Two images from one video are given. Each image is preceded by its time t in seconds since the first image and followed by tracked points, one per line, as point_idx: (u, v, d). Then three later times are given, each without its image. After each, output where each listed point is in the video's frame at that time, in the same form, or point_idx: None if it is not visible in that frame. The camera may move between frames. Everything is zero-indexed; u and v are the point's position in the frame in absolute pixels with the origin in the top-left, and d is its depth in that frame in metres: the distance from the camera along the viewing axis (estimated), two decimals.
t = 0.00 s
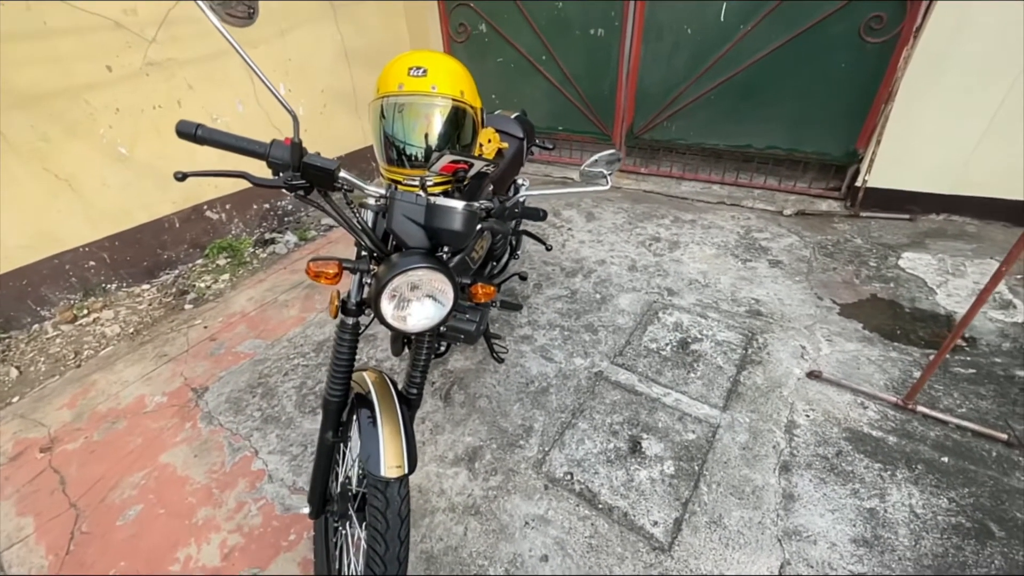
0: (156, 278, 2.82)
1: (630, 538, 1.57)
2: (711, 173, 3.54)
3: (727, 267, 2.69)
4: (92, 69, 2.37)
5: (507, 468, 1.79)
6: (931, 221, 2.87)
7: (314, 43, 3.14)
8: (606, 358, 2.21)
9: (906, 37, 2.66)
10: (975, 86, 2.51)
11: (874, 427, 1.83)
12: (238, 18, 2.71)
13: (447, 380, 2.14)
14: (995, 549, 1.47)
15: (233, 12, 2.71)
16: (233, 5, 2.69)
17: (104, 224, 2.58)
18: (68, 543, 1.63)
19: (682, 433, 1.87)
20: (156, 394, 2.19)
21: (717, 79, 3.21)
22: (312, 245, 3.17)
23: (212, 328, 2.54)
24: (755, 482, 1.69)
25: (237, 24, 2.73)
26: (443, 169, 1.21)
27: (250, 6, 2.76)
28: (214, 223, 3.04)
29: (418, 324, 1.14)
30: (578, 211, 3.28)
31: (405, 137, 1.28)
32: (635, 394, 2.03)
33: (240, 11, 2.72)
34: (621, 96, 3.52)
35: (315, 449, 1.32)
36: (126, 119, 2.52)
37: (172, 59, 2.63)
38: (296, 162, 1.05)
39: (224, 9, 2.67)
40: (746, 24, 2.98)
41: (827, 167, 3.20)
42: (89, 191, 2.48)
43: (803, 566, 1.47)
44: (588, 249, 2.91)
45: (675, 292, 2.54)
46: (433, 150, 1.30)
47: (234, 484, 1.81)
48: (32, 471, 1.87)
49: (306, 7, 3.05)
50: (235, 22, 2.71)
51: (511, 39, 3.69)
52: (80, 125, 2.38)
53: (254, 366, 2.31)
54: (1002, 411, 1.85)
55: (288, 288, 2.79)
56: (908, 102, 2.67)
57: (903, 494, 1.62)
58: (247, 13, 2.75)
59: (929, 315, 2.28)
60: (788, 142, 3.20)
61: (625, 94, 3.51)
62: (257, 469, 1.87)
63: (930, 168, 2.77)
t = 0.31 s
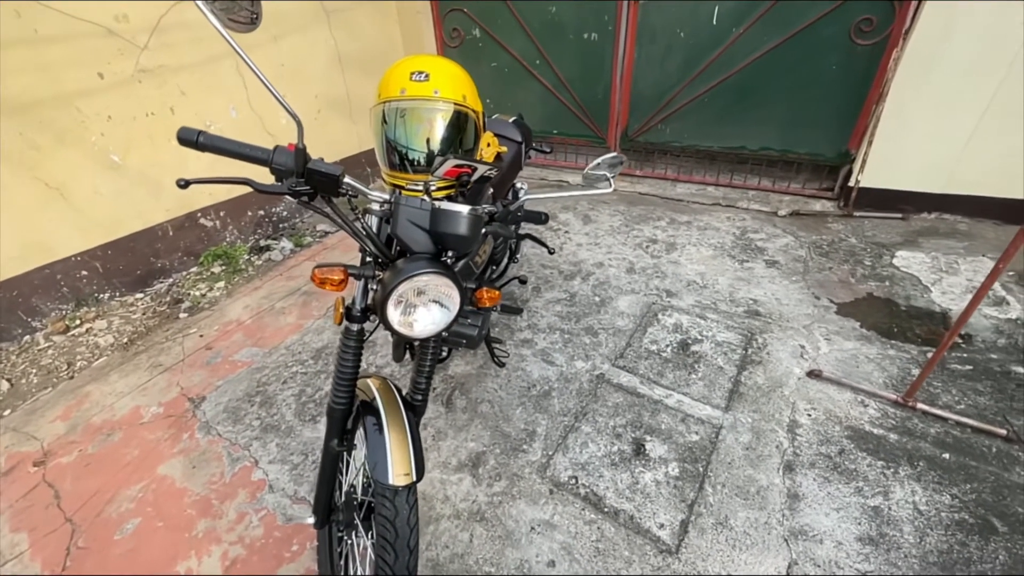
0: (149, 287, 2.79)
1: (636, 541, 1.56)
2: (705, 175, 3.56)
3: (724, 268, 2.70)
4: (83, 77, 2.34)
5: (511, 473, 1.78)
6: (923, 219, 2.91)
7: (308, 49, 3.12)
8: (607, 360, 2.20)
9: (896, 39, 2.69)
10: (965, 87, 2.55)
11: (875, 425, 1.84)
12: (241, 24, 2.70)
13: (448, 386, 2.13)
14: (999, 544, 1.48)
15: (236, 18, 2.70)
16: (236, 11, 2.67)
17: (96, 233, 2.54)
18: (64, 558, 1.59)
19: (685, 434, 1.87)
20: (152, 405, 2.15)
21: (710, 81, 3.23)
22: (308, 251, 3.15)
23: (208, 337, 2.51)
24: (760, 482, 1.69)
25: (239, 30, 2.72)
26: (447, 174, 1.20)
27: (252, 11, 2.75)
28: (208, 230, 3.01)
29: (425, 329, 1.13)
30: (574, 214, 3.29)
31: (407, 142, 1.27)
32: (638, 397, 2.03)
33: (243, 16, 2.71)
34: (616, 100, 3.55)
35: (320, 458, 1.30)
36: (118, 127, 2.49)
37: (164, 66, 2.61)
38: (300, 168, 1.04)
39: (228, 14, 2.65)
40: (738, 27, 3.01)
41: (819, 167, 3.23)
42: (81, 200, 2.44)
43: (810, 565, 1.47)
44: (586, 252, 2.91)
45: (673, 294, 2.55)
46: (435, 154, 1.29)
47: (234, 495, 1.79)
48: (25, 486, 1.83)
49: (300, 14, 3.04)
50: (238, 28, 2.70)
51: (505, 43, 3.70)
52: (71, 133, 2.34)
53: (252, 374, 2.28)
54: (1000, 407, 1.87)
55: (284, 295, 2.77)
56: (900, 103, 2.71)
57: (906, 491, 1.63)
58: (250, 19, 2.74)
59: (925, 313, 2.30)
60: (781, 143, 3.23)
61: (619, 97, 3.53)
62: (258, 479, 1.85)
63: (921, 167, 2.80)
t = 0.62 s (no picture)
0: (148, 288, 2.77)
1: (643, 541, 1.56)
2: (704, 174, 3.56)
3: (725, 267, 2.71)
4: (81, 77, 2.32)
5: (516, 474, 1.78)
6: (922, 218, 2.93)
7: (307, 49, 3.11)
8: (610, 360, 2.20)
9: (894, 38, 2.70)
10: (963, 86, 2.57)
11: (878, 422, 1.85)
12: (249, 22, 2.75)
13: (451, 386, 2.12)
14: (1003, 541, 1.48)
15: (244, 16, 2.75)
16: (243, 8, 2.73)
17: (94, 235, 2.52)
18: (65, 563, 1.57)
19: (690, 433, 1.87)
20: (153, 407, 2.14)
21: (709, 81, 3.24)
22: (307, 252, 3.13)
23: (208, 338, 2.49)
24: (764, 480, 1.70)
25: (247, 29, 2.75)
26: (454, 173, 1.20)
27: (259, 10, 2.80)
28: (207, 231, 2.99)
29: (434, 330, 1.12)
30: (575, 214, 3.29)
31: (413, 141, 1.26)
32: (641, 396, 2.03)
33: (251, 14, 2.75)
34: (615, 100, 3.55)
35: (327, 461, 1.29)
36: (115, 127, 2.47)
37: (162, 66, 2.59)
38: (309, 168, 1.03)
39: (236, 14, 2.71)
40: (737, 27, 3.01)
41: (818, 166, 3.24)
42: (79, 201, 2.42)
43: (817, 563, 1.47)
44: (587, 251, 2.91)
45: (675, 293, 2.55)
46: (442, 154, 1.29)
47: (237, 497, 1.78)
48: (25, 490, 1.81)
49: (299, 14, 3.02)
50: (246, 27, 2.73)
51: (504, 43, 3.69)
52: (68, 133, 2.32)
53: (253, 375, 2.27)
54: (1001, 404, 1.88)
55: (285, 296, 2.75)
56: (899, 102, 2.72)
57: (911, 489, 1.63)
58: (258, 17, 2.78)
59: (925, 311, 2.31)
60: (780, 142, 3.23)
61: (619, 96, 3.53)
62: (261, 481, 1.84)
63: (920, 166, 2.82)
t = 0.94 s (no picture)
0: (145, 290, 2.74)
1: (649, 540, 1.57)
2: (703, 174, 3.58)
3: (726, 266, 2.71)
4: (77, 77, 2.29)
5: (520, 474, 1.77)
6: (919, 217, 2.95)
7: (305, 48, 3.09)
8: (612, 360, 2.20)
9: (892, 38, 2.72)
10: (960, 87, 2.59)
11: (880, 421, 1.86)
12: (258, 21, 2.78)
13: (454, 387, 2.12)
14: (1007, 538, 1.50)
15: (253, 16, 2.77)
16: (251, 7, 2.75)
17: (91, 236, 2.49)
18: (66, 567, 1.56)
19: (693, 433, 1.87)
20: (152, 410, 2.12)
21: (708, 81, 3.25)
22: (306, 253, 3.12)
23: (208, 340, 2.47)
24: (769, 480, 1.70)
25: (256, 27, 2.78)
26: (462, 173, 1.19)
27: (268, 9, 2.83)
28: (205, 232, 2.97)
29: (443, 331, 1.12)
30: (574, 214, 3.29)
31: (420, 141, 1.26)
32: (644, 396, 2.03)
33: (259, 13, 2.78)
34: (614, 100, 3.55)
35: (334, 464, 1.29)
36: (112, 127, 2.44)
37: (160, 65, 2.57)
38: (317, 169, 1.03)
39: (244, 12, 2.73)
40: (736, 27, 3.02)
41: (817, 166, 3.26)
42: (76, 202, 2.40)
43: (822, 562, 1.48)
44: (587, 251, 2.91)
45: (676, 292, 2.56)
46: (448, 154, 1.28)
47: (240, 500, 1.76)
48: (24, 494, 1.79)
49: (296, 14, 3.00)
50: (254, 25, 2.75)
51: (503, 43, 3.69)
52: (64, 133, 2.30)
53: (254, 377, 2.26)
54: (1001, 402, 1.90)
55: (284, 297, 2.73)
56: (896, 102, 2.74)
57: (914, 487, 1.64)
58: (266, 16, 2.81)
59: (924, 310, 2.33)
60: (778, 142, 3.24)
61: (618, 96, 3.53)
62: (264, 483, 1.82)
63: (917, 165, 2.85)
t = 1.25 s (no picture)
0: (140, 293, 2.71)
1: (654, 539, 1.57)
2: (699, 174, 3.60)
3: (724, 265, 2.73)
4: (69, 77, 2.25)
5: (525, 475, 1.77)
6: (912, 215, 2.98)
7: (301, 48, 3.07)
8: (613, 359, 2.21)
9: (886, 39, 2.75)
10: (953, 87, 2.63)
11: (879, 417, 1.88)
12: (265, 20, 2.82)
13: (456, 388, 2.11)
14: (1005, 532, 1.52)
15: (260, 15, 2.82)
16: (258, 7, 2.79)
17: (84, 239, 2.45)
18: None
19: (696, 431, 1.88)
20: (150, 415, 2.09)
21: (704, 81, 3.26)
22: (302, 254, 3.09)
23: (205, 343, 2.44)
24: (771, 477, 1.71)
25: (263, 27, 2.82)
26: (469, 174, 1.19)
27: (276, 9, 2.88)
28: (200, 234, 2.94)
29: (453, 332, 1.12)
30: (572, 214, 3.30)
31: (425, 141, 1.25)
32: (646, 395, 2.04)
33: (266, 13, 2.83)
34: (611, 100, 3.55)
35: (341, 467, 1.28)
36: (105, 128, 2.41)
37: (154, 65, 2.53)
38: (326, 170, 1.02)
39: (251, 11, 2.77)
40: (732, 27, 3.04)
41: (812, 165, 3.29)
42: (69, 204, 2.36)
43: (826, 558, 1.49)
44: (586, 251, 2.92)
45: (675, 292, 2.57)
46: (453, 155, 1.28)
47: (242, 505, 1.74)
48: (19, 502, 1.76)
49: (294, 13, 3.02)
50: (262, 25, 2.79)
51: (499, 43, 3.69)
52: (56, 135, 2.26)
53: (253, 381, 2.24)
54: (997, 397, 1.93)
55: (282, 299, 2.71)
56: (890, 101, 2.77)
57: (914, 482, 1.66)
58: (273, 15, 2.86)
59: (919, 307, 2.36)
60: (774, 141, 3.27)
61: (615, 96, 3.54)
62: (265, 487, 1.81)
63: (910, 164, 2.88)
